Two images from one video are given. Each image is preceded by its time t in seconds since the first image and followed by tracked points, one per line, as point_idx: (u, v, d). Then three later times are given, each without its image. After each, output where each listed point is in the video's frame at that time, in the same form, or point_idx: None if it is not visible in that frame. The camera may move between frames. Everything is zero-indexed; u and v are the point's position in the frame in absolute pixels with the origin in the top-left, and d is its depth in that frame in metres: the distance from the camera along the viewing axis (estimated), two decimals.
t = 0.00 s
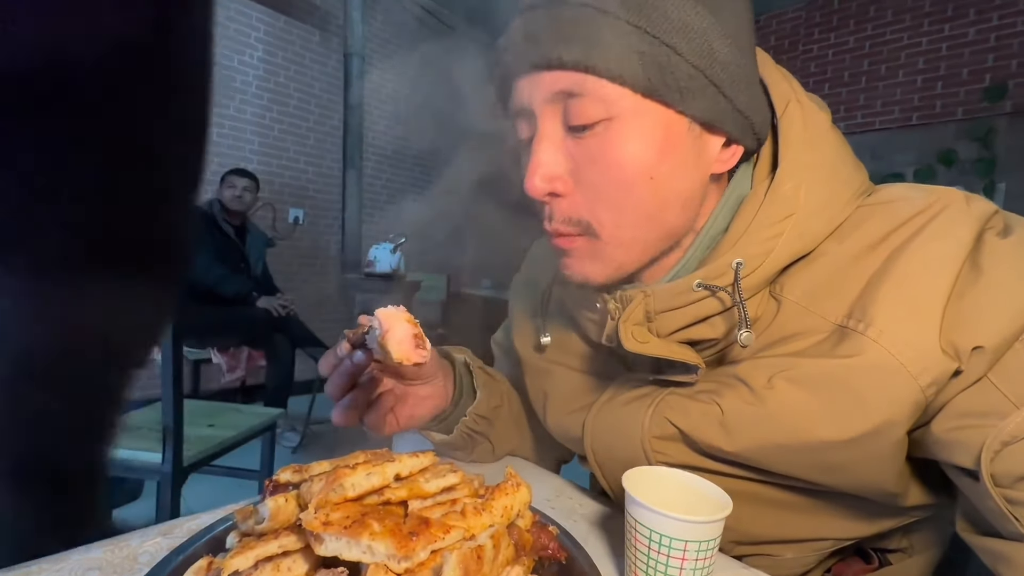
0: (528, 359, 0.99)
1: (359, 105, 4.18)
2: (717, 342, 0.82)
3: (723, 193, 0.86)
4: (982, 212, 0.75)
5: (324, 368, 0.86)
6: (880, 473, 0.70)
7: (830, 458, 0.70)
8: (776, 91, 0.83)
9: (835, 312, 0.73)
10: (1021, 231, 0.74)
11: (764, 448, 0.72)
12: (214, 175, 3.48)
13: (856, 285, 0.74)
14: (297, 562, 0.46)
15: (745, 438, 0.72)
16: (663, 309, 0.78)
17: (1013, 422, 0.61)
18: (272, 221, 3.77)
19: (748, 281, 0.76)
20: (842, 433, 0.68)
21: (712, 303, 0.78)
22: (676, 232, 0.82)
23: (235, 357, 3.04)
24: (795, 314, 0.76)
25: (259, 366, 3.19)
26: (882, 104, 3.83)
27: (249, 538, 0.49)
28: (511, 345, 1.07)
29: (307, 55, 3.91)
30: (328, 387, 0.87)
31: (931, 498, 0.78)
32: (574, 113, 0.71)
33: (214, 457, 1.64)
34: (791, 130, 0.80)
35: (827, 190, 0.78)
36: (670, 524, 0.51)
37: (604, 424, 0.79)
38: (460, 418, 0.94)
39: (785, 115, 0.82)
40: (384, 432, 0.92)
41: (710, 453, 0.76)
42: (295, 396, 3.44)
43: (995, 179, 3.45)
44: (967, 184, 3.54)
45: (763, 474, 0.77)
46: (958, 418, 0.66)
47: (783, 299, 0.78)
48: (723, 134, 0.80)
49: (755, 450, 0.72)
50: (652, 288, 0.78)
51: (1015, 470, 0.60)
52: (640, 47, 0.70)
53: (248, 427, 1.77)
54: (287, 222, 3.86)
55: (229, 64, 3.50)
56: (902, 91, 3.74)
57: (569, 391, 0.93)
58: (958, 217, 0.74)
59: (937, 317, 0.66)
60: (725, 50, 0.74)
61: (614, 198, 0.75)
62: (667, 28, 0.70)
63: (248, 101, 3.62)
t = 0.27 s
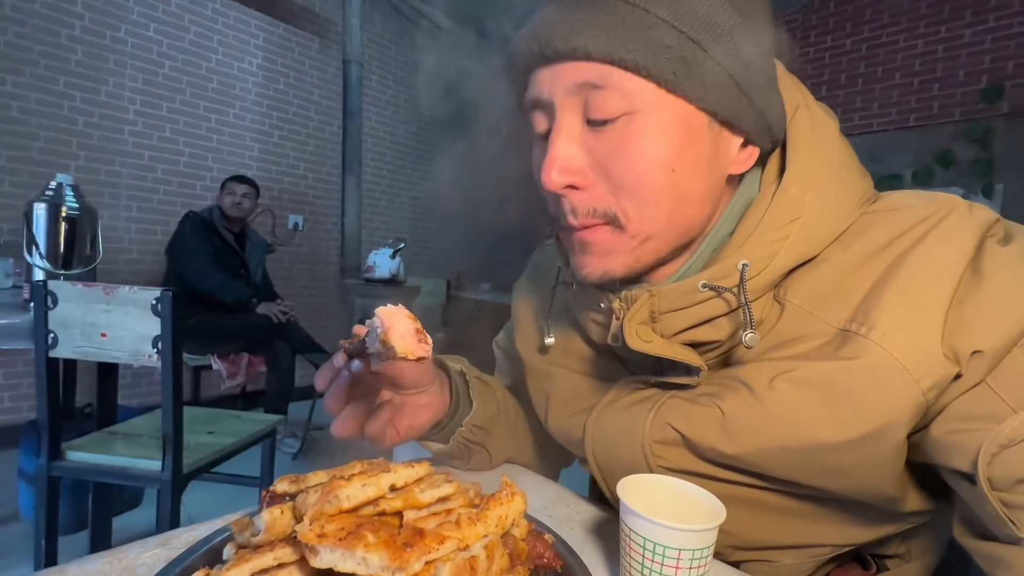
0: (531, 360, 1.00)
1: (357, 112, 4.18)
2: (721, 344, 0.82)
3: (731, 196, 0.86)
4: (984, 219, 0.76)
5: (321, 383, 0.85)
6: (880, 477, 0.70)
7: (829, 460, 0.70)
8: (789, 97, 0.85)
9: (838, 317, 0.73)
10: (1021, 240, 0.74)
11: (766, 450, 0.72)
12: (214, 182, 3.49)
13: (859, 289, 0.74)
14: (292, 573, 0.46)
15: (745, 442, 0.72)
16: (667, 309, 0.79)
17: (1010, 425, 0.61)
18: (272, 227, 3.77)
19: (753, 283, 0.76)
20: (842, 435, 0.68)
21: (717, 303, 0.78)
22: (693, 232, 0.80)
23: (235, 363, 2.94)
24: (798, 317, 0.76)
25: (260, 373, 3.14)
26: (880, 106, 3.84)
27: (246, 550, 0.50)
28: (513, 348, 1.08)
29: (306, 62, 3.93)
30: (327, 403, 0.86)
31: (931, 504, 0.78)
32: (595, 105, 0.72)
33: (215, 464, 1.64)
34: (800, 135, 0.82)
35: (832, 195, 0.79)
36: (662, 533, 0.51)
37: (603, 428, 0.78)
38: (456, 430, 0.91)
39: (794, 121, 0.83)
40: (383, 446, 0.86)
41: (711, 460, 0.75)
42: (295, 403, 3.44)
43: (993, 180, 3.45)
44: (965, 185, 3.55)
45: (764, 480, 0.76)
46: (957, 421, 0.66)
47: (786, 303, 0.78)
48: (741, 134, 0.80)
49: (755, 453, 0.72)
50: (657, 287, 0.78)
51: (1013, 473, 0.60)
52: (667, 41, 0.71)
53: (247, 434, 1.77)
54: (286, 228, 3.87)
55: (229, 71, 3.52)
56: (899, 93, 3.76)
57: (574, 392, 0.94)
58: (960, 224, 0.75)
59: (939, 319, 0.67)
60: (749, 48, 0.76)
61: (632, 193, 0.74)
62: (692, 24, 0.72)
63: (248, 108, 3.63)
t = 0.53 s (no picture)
0: (536, 359, 1.00)
1: (356, 118, 4.08)
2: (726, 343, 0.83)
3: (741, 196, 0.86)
4: (985, 227, 0.76)
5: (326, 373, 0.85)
6: (877, 479, 0.70)
7: (827, 461, 0.70)
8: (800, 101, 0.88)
9: (840, 319, 0.74)
10: (1020, 248, 0.75)
11: (767, 450, 0.72)
12: (213, 188, 3.50)
13: (862, 291, 0.74)
14: None
15: (747, 442, 0.72)
16: (673, 307, 0.80)
17: (1005, 427, 0.61)
18: (271, 233, 3.78)
19: (759, 282, 0.77)
20: (840, 436, 0.69)
21: (724, 302, 0.78)
22: (706, 230, 0.81)
23: (234, 369, 2.90)
24: (801, 319, 0.76)
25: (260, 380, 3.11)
26: (876, 109, 3.85)
27: (242, 557, 0.50)
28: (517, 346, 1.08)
29: (306, 68, 3.94)
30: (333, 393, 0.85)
31: (928, 508, 0.78)
32: (619, 101, 0.73)
33: (215, 471, 1.65)
34: (808, 140, 0.83)
35: (836, 198, 0.80)
36: (654, 538, 0.52)
37: (605, 424, 0.79)
38: (457, 431, 0.92)
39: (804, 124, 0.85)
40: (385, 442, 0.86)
41: (711, 462, 0.75)
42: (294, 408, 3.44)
43: (990, 182, 3.46)
44: (962, 187, 3.56)
45: (765, 483, 0.76)
46: (955, 423, 0.66)
47: (790, 304, 0.78)
48: (758, 134, 0.82)
49: (756, 454, 0.72)
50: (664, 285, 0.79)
51: (1006, 474, 0.60)
52: (694, 36, 0.73)
53: (246, 440, 1.77)
54: (286, 234, 3.87)
55: (228, 78, 3.53)
56: (895, 96, 3.77)
57: (578, 391, 0.95)
58: (962, 230, 0.75)
59: (940, 320, 0.68)
60: (773, 50, 0.77)
61: (653, 188, 0.74)
62: (718, 20, 0.74)
63: (247, 114, 3.65)
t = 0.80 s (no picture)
0: (541, 352, 1.02)
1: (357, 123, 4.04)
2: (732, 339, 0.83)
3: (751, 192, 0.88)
4: (983, 225, 0.77)
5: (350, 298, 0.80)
6: (878, 474, 0.71)
7: (830, 455, 0.71)
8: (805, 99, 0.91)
9: (842, 314, 0.75)
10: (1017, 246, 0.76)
11: (771, 442, 0.73)
12: (215, 193, 3.51)
13: (862, 288, 0.75)
14: (294, 572, 0.48)
15: (751, 435, 0.73)
16: (680, 303, 0.82)
17: (1000, 418, 0.62)
18: (272, 237, 3.79)
19: (765, 278, 0.78)
20: (841, 431, 0.69)
21: (730, 297, 0.80)
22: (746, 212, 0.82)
23: (236, 372, 2.92)
24: (804, 314, 0.77)
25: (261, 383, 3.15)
26: (874, 113, 3.87)
27: (249, 550, 0.51)
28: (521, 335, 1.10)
29: (307, 74, 3.97)
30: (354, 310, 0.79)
31: (926, 504, 0.79)
32: (669, 80, 0.76)
33: (217, 473, 1.65)
34: (812, 139, 0.84)
35: (839, 196, 0.81)
36: (654, 531, 0.53)
37: (609, 419, 0.80)
38: (462, 392, 0.95)
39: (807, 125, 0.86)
40: (397, 376, 0.87)
41: (714, 457, 0.76)
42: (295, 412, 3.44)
43: (988, 185, 3.48)
44: (960, 191, 3.57)
45: (766, 478, 0.77)
46: (952, 417, 0.67)
47: (793, 300, 0.79)
48: (775, 117, 0.86)
49: (759, 447, 0.73)
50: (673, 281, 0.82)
51: (1000, 466, 0.61)
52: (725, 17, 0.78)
53: (247, 443, 1.78)
54: (287, 239, 3.88)
55: (230, 84, 3.55)
56: (893, 100, 3.79)
57: (581, 385, 0.96)
58: (959, 228, 0.76)
59: (941, 313, 0.69)
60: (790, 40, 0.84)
61: (710, 163, 0.75)
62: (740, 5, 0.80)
63: (249, 120, 3.66)
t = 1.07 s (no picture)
0: (542, 361, 1.01)
1: (356, 125, 4.02)
2: (734, 347, 0.83)
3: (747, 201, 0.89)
4: (986, 227, 0.77)
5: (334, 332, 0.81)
6: (884, 479, 0.71)
7: (834, 460, 0.70)
8: (801, 105, 0.90)
9: (845, 320, 0.75)
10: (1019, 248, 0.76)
11: (775, 448, 0.72)
12: (213, 195, 3.50)
13: (866, 293, 0.75)
14: (295, 573, 0.47)
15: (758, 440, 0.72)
16: (682, 312, 0.81)
17: (1006, 421, 0.62)
18: (271, 239, 3.78)
19: (769, 285, 0.78)
20: (847, 436, 0.69)
21: (733, 305, 0.79)
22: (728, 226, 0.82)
23: (234, 374, 2.88)
24: (807, 320, 0.77)
25: (260, 386, 3.05)
26: (871, 116, 3.88)
27: (249, 551, 0.50)
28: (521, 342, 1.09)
29: (306, 76, 3.97)
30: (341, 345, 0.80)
31: (930, 507, 0.78)
32: (638, 104, 0.75)
33: (214, 476, 1.64)
34: (811, 147, 0.83)
35: (842, 201, 0.81)
36: (659, 533, 0.52)
37: (613, 426, 0.79)
38: (454, 410, 0.93)
39: (806, 131, 0.86)
40: (386, 408, 0.88)
41: (718, 462, 0.75)
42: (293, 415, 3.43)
43: (984, 189, 3.49)
44: (957, 194, 3.58)
45: (771, 483, 0.77)
46: (956, 420, 0.66)
47: (796, 306, 0.78)
48: (763, 126, 0.86)
49: (764, 454, 0.73)
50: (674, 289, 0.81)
51: (1006, 469, 0.60)
52: (703, 34, 0.77)
53: (244, 446, 1.77)
54: (285, 241, 3.88)
55: (229, 85, 3.55)
56: (890, 104, 3.80)
57: (580, 395, 0.96)
58: (963, 231, 0.76)
59: (946, 318, 0.68)
60: (772, 45, 0.83)
61: (680, 186, 0.76)
62: (721, 21, 0.79)
63: (248, 122, 3.66)
